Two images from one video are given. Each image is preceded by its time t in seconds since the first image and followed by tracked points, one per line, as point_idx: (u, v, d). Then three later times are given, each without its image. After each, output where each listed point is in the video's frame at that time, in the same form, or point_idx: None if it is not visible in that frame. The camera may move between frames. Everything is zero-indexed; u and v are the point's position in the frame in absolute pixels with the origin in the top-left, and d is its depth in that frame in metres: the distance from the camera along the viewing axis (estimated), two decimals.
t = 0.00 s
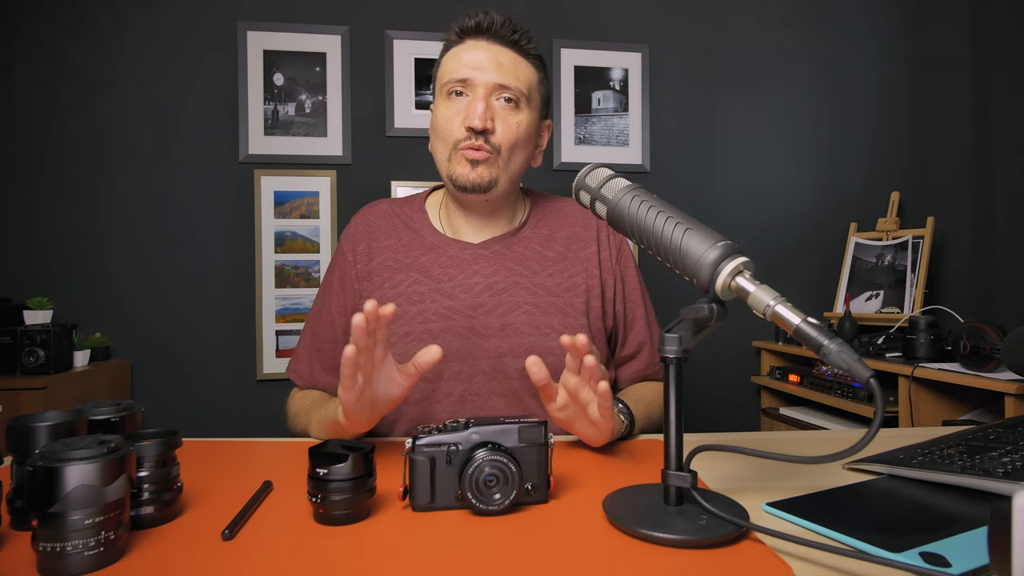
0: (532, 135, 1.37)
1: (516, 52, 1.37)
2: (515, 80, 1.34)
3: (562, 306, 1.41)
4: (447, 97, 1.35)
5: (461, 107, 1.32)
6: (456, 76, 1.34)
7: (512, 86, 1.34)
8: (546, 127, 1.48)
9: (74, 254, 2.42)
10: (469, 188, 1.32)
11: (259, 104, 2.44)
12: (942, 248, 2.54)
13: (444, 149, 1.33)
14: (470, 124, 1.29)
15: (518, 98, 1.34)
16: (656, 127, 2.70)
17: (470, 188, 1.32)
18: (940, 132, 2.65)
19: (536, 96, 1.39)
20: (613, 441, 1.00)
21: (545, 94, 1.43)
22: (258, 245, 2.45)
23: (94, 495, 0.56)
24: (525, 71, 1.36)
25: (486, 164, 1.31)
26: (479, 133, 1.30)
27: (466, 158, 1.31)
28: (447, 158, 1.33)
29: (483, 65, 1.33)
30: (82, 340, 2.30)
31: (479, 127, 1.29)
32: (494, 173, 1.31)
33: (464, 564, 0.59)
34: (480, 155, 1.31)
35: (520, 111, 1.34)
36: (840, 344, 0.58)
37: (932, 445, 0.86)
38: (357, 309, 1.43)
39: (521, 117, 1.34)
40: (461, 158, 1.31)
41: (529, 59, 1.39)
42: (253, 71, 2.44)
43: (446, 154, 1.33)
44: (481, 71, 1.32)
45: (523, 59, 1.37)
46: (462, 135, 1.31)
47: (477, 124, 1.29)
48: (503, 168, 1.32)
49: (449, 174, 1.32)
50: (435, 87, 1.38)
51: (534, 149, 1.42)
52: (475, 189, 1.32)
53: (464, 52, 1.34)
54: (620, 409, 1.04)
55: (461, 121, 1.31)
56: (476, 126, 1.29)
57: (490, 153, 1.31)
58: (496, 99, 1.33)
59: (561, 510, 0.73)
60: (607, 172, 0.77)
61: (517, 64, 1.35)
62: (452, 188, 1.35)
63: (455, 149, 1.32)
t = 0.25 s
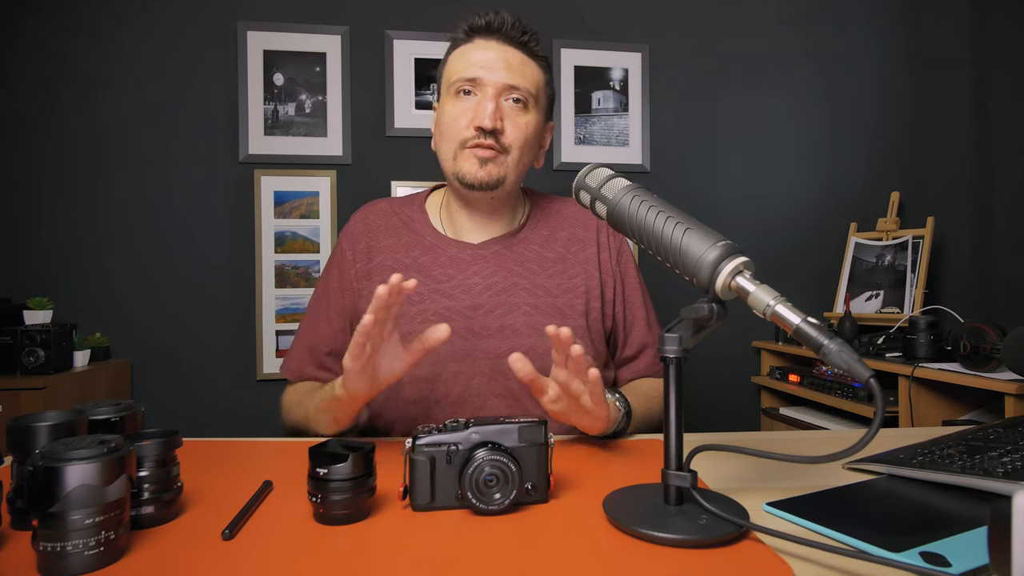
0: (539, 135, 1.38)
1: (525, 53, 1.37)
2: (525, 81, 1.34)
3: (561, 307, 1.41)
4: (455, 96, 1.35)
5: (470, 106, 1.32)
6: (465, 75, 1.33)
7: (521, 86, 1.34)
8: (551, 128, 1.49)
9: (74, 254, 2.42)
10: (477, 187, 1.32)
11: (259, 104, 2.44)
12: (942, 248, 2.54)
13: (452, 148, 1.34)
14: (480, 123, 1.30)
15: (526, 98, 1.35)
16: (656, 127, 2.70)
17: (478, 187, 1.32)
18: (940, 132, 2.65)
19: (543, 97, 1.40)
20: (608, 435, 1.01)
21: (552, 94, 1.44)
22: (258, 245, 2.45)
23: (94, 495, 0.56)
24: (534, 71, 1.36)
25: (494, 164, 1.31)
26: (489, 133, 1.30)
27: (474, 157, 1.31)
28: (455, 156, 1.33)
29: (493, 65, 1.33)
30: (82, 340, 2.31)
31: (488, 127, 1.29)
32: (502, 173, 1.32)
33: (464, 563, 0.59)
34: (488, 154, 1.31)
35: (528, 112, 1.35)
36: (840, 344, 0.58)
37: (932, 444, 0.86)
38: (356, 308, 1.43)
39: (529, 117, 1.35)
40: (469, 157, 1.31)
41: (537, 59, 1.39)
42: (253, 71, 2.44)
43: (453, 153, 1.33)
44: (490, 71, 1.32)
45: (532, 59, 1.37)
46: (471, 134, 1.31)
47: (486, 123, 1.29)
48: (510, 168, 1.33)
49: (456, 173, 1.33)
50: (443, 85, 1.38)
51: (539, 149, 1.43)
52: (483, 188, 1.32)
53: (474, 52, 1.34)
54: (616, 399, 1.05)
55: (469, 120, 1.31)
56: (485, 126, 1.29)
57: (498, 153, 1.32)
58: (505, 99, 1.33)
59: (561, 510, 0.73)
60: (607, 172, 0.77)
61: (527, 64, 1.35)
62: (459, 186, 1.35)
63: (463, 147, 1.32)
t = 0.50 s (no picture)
0: (540, 138, 1.38)
1: (528, 55, 1.36)
2: (527, 84, 1.34)
3: (561, 308, 1.41)
4: (457, 98, 1.34)
5: (471, 109, 1.32)
6: (467, 77, 1.33)
7: (523, 89, 1.33)
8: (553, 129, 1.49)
9: (73, 254, 2.42)
10: (477, 191, 1.33)
11: (259, 104, 2.44)
12: (942, 248, 2.54)
13: (452, 150, 1.34)
14: (480, 127, 1.30)
15: (528, 102, 1.34)
16: (656, 127, 2.70)
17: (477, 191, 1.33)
18: (940, 132, 2.65)
19: (546, 100, 1.40)
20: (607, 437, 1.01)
21: (554, 96, 1.43)
22: (258, 245, 2.45)
23: (94, 495, 0.56)
24: (537, 73, 1.36)
25: (495, 168, 1.31)
26: (489, 136, 1.30)
27: (474, 161, 1.31)
28: (455, 159, 1.34)
29: (495, 67, 1.32)
30: (82, 340, 2.31)
31: (489, 131, 1.29)
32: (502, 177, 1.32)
33: (464, 563, 0.59)
34: (488, 158, 1.31)
35: (530, 115, 1.35)
36: (840, 344, 0.58)
37: (932, 444, 0.86)
38: (356, 307, 1.43)
39: (530, 121, 1.35)
40: (469, 160, 1.32)
41: (540, 61, 1.38)
42: (253, 71, 2.44)
43: (454, 155, 1.33)
44: (492, 73, 1.32)
45: (535, 61, 1.37)
46: (472, 137, 1.31)
47: (487, 127, 1.29)
48: (511, 172, 1.33)
49: (456, 176, 1.33)
50: (444, 86, 1.37)
51: (541, 151, 1.43)
52: (483, 192, 1.33)
53: (476, 53, 1.33)
54: (611, 402, 1.05)
55: (470, 123, 1.31)
56: (486, 130, 1.29)
57: (498, 157, 1.32)
58: (507, 102, 1.33)
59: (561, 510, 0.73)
60: (608, 172, 0.77)
61: (529, 67, 1.35)
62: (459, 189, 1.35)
63: (463, 150, 1.32)
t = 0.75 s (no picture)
0: (540, 138, 1.39)
1: (528, 54, 1.36)
2: (527, 83, 1.34)
3: (562, 308, 1.41)
4: (457, 98, 1.34)
5: (472, 109, 1.32)
6: (467, 78, 1.33)
7: (523, 89, 1.33)
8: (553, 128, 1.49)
9: (73, 254, 2.42)
10: (478, 193, 1.33)
11: (259, 104, 2.44)
12: (942, 248, 2.54)
13: (453, 151, 1.34)
14: (481, 128, 1.29)
15: (529, 101, 1.34)
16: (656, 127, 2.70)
17: (479, 192, 1.33)
18: (940, 132, 2.65)
19: (545, 99, 1.39)
20: (607, 438, 1.01)
21: (553, 95, 1.43)
22: (258, 245, 2.45)
23: (94, 495, 0.56)
24: (537, 73, 1.36)
25: (496, 169, 1.32)
26: (490, 137, 1.30)
27: (475, 162, 1.32)
28: (456, 160, 1.34)
29: (495, 67, 1.32)
30: (82, 340, 2.31)
31: (490, 132, 1.29)
32: (503, 178, 1.32)
33: (464, 563, 0.59)
34: (490, 160, 1.31)
35: (530, 115, 1.35)
36: (840, 344, 0.57)
37: (932, 445, 0.86)
38: (357, 307, 1.43)
39: (531, 120, 1.35)
40: (470, 162, 1.32)
41: (539, 60, 1.38)
42: (253, 71, 2.44)
43: (455, 156, 1.33)
44: (492, 73, 1.32)
45: (534, 60, 1.37)
46: (473, 138, 1.31)
47: (488, 128, 1.29)
48: (512, 172, 1.33)
49: (458, 177, 1.33)
50: (444, 86, 1.37)
51: (542, 151, 1.43)
52: (484, 193, 1.33)
53: (475, 53, 1.33)
54: (611, 404, 1.05)
55: (471, 124, 1.31)
56: (487, 131, 1.29)
57: (500, 157, 1.32)
58: (507, 102, 1.33)
59: (561, 510, 0.73)
60: (608, 172, 0.77)
61: (529, 66, 1.35)
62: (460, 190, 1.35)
63: (465, 151, 1.32)
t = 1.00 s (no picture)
0: (537, 132, 1.39)
1: (517, 52, 1.36)
2: (520, 81, 1.33)
3: (562, 305, 1.41)
4: (452, 102, 1.34)
5: (468, 112, 1.32)
6: (460, 82, 1.33)
7: (517, 87, 1.33)
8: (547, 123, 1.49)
9: (73, 254, 2.42)
10: (482, 193, 1.33)
11: (259, 104, 2.44)
12: (942, 248, 2.54)
13: (454, 154, 1.34)
14: (480, 130, 1.30)
15: (523, 98, 1.34)
16: (656, 127, 2.70)
17: (483, 193, 1.33)
18: (940, 132, 2.65)
19: (538, 94, 1.39)
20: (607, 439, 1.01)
21: (546, 90, 1.43)
22: (258, 245, 2.45)
23: (94, 495, 0.56)
24: (528, 70, 1.36)
25: (498, 169, 1.32)
26: (489, 138, 1.31)
27: (477, 163, 1.32)
28: (457, 163, 1.34)
29: (486, 68, 1.32)
30: (82, 340, 2.31)
31: (488, 133, 1.30)
32: (506, 177, 1.33)
33: (464, 564, 0.59)
34: (491, 160, 1.32)
35: (526, 112, 1.35)
36: (840, 344, 0.58)
37: (932, 445, 0.86)
38: (358, 306, 1.43)
39: (527, 117, 1.35)
40: (471, 164, 1.32)
41: (529, 56, 1.38)
42: (253, 71, 2.44)
43: (456, 159, 1.34)
44: (484, 75, 1.32)
45: (524, 58, 1.36)
46: (472, 140, 1.31)
47: (487, 129, 1.29)
48: (514, 170, 1.34)
49: (461, 180, 1.34)
50: (437, 93, 1.37)
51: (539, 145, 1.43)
52: (489, 193, 1.34)
53: (465, 56, 1.33)
54: (612, 405, 1.05)
55: (468, 126, 1.31)
56: (485, 132, 1.30)
57: (501, 157, 1.32)
58: (501, 102, 1.33)
59: (561, 510, 0.73)
60: (608, 172, 0.77)
61: (519, 63, 1.34)
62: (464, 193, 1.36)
63: (465, 154, 1.33)
